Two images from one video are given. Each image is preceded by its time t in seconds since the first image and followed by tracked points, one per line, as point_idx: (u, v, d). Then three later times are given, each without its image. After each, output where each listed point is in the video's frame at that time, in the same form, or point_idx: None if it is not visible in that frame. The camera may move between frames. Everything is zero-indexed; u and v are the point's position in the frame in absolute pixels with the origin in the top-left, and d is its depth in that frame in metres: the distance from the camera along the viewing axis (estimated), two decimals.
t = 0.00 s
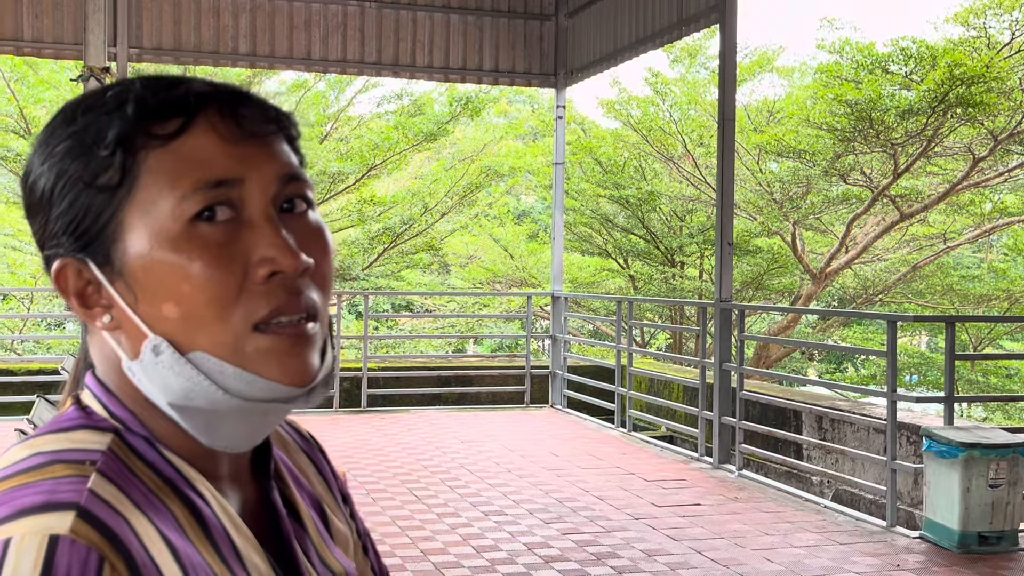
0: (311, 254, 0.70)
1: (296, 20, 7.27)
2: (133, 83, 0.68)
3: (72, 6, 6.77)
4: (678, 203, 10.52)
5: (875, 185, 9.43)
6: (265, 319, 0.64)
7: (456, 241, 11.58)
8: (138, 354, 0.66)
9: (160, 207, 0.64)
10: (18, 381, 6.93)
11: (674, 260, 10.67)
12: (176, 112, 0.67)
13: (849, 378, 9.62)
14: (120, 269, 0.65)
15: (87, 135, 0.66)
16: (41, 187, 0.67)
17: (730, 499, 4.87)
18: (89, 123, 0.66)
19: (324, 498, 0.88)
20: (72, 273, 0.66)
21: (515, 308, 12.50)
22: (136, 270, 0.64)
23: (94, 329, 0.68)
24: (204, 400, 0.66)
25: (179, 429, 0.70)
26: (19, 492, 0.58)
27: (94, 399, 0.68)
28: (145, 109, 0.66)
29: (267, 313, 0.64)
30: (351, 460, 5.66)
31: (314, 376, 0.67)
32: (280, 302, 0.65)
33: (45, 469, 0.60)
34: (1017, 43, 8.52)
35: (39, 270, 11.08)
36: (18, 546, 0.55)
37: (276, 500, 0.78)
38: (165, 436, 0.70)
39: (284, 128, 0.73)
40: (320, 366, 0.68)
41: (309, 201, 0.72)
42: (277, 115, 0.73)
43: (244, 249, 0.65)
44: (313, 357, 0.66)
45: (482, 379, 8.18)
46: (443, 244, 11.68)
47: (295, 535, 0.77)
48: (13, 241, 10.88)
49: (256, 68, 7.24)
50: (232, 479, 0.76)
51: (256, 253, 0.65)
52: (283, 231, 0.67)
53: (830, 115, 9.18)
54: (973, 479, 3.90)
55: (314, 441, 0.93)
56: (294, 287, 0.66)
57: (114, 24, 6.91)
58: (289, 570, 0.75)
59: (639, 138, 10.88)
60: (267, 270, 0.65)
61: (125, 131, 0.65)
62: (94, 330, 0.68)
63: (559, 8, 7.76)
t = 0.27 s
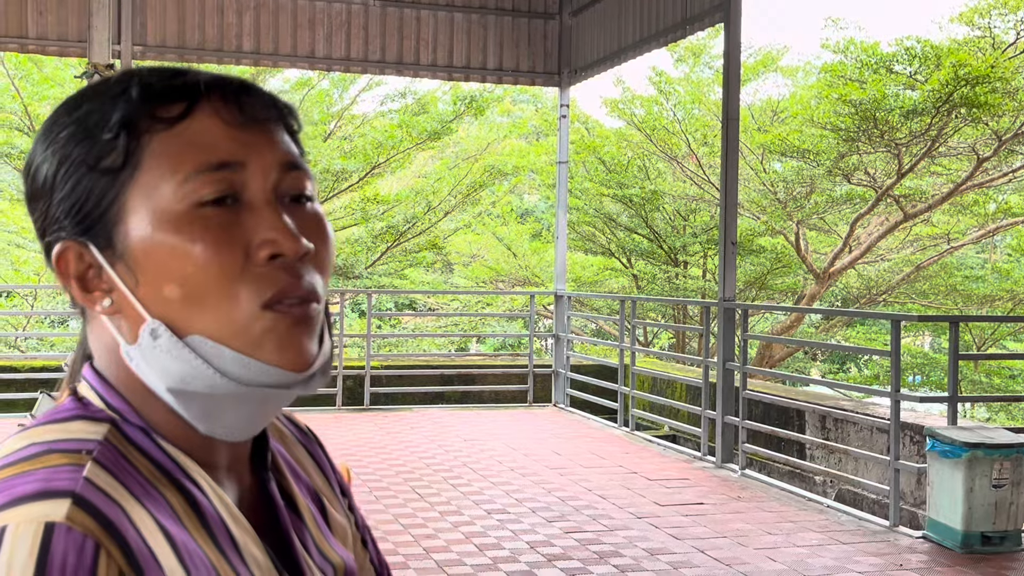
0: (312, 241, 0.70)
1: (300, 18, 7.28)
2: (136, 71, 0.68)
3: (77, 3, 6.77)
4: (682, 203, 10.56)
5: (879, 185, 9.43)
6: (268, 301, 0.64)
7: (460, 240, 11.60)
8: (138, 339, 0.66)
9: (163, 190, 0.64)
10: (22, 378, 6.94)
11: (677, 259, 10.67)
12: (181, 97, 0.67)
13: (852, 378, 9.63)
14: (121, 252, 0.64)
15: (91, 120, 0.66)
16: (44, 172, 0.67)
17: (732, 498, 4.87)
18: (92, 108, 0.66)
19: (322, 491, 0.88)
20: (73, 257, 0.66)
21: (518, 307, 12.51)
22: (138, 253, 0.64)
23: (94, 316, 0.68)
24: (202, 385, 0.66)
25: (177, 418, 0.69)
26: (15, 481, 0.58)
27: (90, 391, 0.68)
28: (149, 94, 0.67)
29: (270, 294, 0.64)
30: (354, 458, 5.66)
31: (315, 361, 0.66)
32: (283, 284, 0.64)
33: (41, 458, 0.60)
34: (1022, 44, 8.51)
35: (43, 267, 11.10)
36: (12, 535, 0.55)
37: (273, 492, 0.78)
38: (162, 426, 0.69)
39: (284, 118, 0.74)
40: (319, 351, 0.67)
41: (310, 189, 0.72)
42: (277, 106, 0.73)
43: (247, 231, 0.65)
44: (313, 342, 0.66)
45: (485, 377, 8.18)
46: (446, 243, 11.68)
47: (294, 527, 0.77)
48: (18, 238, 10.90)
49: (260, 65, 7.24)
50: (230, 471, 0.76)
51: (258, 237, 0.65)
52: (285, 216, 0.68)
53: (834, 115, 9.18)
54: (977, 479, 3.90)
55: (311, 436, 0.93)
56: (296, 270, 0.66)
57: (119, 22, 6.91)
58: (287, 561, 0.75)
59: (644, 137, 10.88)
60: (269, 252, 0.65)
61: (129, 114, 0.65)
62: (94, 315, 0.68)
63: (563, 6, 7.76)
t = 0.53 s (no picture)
0: (322, 238, 0.70)
1: (304, 17, 7.28)
2: (158, 65, 0.69)
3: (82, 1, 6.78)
4: (685, 202, 10.54)
5: (883, 186, 9.43)
6: (279, 294, 0.64)
7: (462, 240, 11.61)
8: (147, 329, 0.66)
9: (177, 180, 0.65)
10: (26, 375, 6.95)
11: (680, 259, 10.67)
12: (200, 91, 0.68)
13: (855, 378, 9.64)
14: (134, 241, 0.65)
15: (110, 109, 0.66)
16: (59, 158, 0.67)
17: (735, 498, 4.87)
18: (113, 98, 0.67)
19: (323, 486, 0.88)
20: (85, 245, 0.67)
21: (521, 306, 12.52)
22: (151, 242, 0.65)
23: (103, 305, 0.68)
24: (209, 376, 0.66)
25: (182, 411, 0.70)
26: (18, 470, 0.59)
27: (93, 381, 0.68)
28: (169, 86, 0.67)
29: (278, 289, 0.64)
30: (356, 456, 5.67)
31: (323, 357, 0.67)
32: (294, 279, 0.65)
33: (44, 448, 0.60)
34: None
35: (46, 265, 11.12)
36: (16, 524, 0.55)
37: (274, 485, 0.78)
38: (165, 417, 0.70)
39: (297, 118, 0.74)
40: (325, 347, 0.68)
41: (322, 189, 0.73)
42: (292, 105, 0.74)
43: (261, 225, 0.65)
44: (321, 337, 0.66)
45: (487, 376, 8.18)
46: (449, 242, 11.68)
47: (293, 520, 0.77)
48: (21, 236, 10.92)
49: (264, 64, 7.25)
50: (231, 463, 0.76)
51: (272, 230, 0.65)
52: (297, 212, 0.68)
53: (838, 115, 9.19)
54: (979, 479, 3.90)
55: (312, 432, 0.93)
56: (306, 266, 0.66)
57: (123, 20, 6.93)
58: (287, 555, 0.75)
59: (647, 137, 10.88)
60: (280, 247, 0.65)
61: (147, 106, 0.66)
62: (103, 305, 0.68)
63: (567, 6, 7.76)
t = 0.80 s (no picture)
0: (331, 241, 0.71)
1: (308, 17, 7.29)
2: (172, 66, 0.69)
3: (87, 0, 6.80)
4: (688, 203, 10.52)
5: (886, 188, 9.42)
6: (288, 297, 0.65)
7: (465, 240, 11.62)
8: (157, 328, 0.67)
9: (189, 181, 0.66)
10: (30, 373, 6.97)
11: (683, 260, 10.67)
12: (213, 93, 0.68)
13: (857, 380, 9.63)
14: (147, 240, 0.66)
15: (123, 110, 0.67)
16: (72, 158, 0.68)
17: (737, 499, 4.87)
18: (127, 98, 0.67)
19: (327, 486, 0.89)
20: (97, 245, 0.68)
21: (524, 306, 12.52)
22: (163, 242, 0.65)
23: (113, 304, 0.69)
24: (218, 375, 0.67)
25: (189, 410, 0.70)
26: (27, 469, 0.59)
27: (100, 381, 0.68)
28: (182, 89, 0.68)
29: (287, 291, 0.65)
30: (359, 455, 5.68)
31: (330, 358, 0.67)
32: (302, 281, 0.65)
33: (53, 446, 0.61)
34: None
35: (50, 264, 11.14)
36: (26, 521, 0.56)
37: (279, 485, 0.78)
38: (171, 416, 0.70)
39: (307, 121, 0.75)
40: (332, 348, 0.68)
41: (331, 191, 0.73)
42: (302, 108, 0.74)
43: (272, 227, 0.66)
44: (329, 339, 0.67)
45: (490, 376, 8.18)
46: (453, 242, 11.68)
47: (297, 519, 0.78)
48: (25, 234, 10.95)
49: (268, 63, 7.26)
50: (235, 462, 0.76)
51: (282, 232, 0.66)
52: (307, 215, 0.69)
53: (842, 116, 9.19)
54: (982, 481, 3.90)
55: (314, 432, 0.94)
56: (315, 268, 0.67)
57: (127, 19, 6.94)
58: (293, 554, 0.75)
59: (650, 138, 10.88)
60: (290, 249, 0.66)
61: (162, 107, 0.66)
62: (113, 305, 0.69)
63: (572, 7, 7.76)
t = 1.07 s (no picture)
0: (339, 245, 0.71)
1: (311, 18, 7.30)
2: (181, 72, 0.70)
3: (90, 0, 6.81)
4: (690, 204, 10.52)
5: (888, 190, 9.43)
6: (296, 301, 0.65)
7: (467, 241, 11.64)
8: (167, 331, 0.68)
9: (200, 186, 0.66)
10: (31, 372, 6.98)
11: (684, 261, 10.68)
12: (224, 99, 0.68)
13: (858, 382, 9.65)
14: (158, 245, 0.66)
15: (133, 116, 0.67)
16: (82, 162, 0.69)
17: (738, 501, 4.88)
18: (137, 102, 0.68)
19: (332, 487, 0.89)
20: (108, 248, 0.69)
21: (525, 307, 12.53)
22: (173, 247, 0.66)
23: (122, 307, 0.70)
24: (226, 379, 0.68)
25: (198, 412, 0.71)
26: (38, 472, 0.59)
27: (110, 382, 0.69)
28: (192, 95, 0.68)
29: (297, 297, 0.65)
30: (360, 456, 5.68)
31: (337, 362, 0.68)
32: (312, 288, 0.66)
33: (64, 449, 0.61)
34: None
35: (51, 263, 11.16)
36: (41, 520, 0.56)
37: (285, 484, 0.79)
38: (179, 416, 0.71)
39: (316, 126, 0.75)
40: (340, 352, 0.69)
41: (337, 197, 0.74)
42: (311, 113, 0.75)
43: (282, 232, 0.66)
44: (336, 343, 0.67)
45: (491, 377, 8.19)
46: (454, 243, 11.69)
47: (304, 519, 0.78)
48: (27, 233, 10.98)
49: (271, 64, 7.27)
50: (241, 463, 0.77)
51: (292, 238, 0.66)
52: (316, 220, 0.69)
53: (843, 119, 9.22)
54: (982, 484, 3.90)
55: (320, 433, 0.94)
56: (323, 274, 0.67)
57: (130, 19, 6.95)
58: (301, 555, 0.76)
59: (652, 139, 10.89)
60: (300, 255, 0.66)
61: (173, 114, 0.67)
62: (123, 307, 0.70)
63: (574, 8, 7.76)
